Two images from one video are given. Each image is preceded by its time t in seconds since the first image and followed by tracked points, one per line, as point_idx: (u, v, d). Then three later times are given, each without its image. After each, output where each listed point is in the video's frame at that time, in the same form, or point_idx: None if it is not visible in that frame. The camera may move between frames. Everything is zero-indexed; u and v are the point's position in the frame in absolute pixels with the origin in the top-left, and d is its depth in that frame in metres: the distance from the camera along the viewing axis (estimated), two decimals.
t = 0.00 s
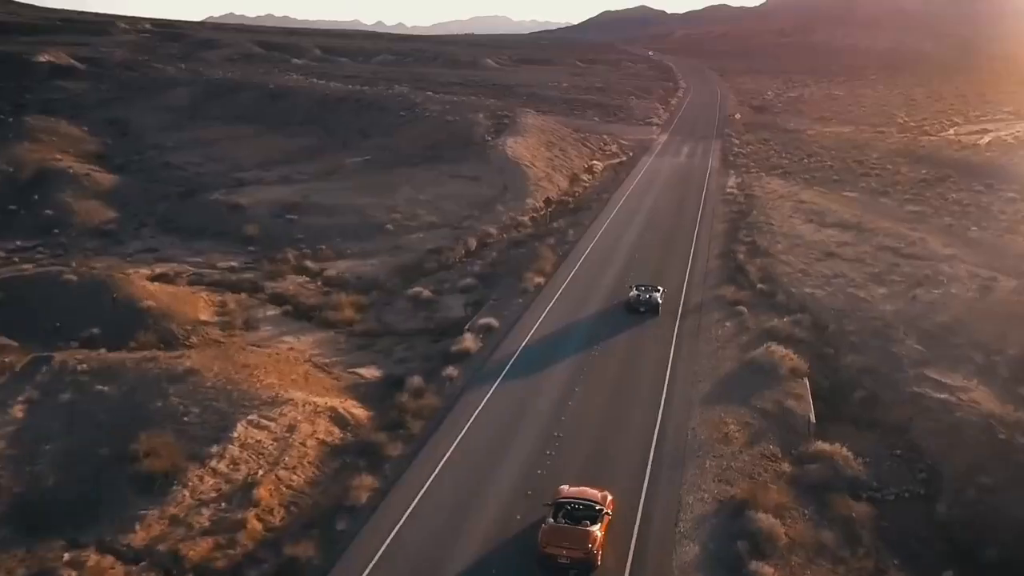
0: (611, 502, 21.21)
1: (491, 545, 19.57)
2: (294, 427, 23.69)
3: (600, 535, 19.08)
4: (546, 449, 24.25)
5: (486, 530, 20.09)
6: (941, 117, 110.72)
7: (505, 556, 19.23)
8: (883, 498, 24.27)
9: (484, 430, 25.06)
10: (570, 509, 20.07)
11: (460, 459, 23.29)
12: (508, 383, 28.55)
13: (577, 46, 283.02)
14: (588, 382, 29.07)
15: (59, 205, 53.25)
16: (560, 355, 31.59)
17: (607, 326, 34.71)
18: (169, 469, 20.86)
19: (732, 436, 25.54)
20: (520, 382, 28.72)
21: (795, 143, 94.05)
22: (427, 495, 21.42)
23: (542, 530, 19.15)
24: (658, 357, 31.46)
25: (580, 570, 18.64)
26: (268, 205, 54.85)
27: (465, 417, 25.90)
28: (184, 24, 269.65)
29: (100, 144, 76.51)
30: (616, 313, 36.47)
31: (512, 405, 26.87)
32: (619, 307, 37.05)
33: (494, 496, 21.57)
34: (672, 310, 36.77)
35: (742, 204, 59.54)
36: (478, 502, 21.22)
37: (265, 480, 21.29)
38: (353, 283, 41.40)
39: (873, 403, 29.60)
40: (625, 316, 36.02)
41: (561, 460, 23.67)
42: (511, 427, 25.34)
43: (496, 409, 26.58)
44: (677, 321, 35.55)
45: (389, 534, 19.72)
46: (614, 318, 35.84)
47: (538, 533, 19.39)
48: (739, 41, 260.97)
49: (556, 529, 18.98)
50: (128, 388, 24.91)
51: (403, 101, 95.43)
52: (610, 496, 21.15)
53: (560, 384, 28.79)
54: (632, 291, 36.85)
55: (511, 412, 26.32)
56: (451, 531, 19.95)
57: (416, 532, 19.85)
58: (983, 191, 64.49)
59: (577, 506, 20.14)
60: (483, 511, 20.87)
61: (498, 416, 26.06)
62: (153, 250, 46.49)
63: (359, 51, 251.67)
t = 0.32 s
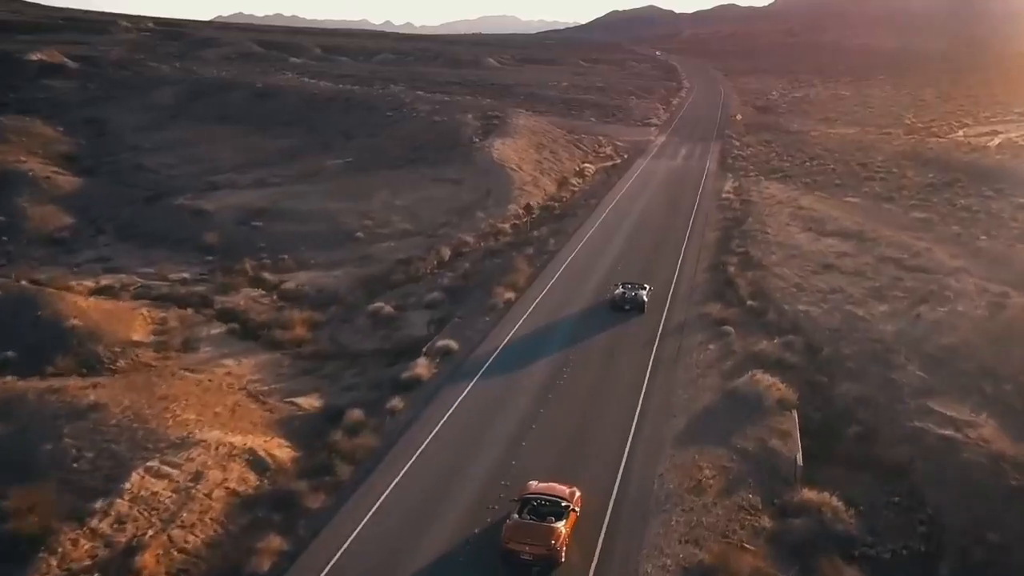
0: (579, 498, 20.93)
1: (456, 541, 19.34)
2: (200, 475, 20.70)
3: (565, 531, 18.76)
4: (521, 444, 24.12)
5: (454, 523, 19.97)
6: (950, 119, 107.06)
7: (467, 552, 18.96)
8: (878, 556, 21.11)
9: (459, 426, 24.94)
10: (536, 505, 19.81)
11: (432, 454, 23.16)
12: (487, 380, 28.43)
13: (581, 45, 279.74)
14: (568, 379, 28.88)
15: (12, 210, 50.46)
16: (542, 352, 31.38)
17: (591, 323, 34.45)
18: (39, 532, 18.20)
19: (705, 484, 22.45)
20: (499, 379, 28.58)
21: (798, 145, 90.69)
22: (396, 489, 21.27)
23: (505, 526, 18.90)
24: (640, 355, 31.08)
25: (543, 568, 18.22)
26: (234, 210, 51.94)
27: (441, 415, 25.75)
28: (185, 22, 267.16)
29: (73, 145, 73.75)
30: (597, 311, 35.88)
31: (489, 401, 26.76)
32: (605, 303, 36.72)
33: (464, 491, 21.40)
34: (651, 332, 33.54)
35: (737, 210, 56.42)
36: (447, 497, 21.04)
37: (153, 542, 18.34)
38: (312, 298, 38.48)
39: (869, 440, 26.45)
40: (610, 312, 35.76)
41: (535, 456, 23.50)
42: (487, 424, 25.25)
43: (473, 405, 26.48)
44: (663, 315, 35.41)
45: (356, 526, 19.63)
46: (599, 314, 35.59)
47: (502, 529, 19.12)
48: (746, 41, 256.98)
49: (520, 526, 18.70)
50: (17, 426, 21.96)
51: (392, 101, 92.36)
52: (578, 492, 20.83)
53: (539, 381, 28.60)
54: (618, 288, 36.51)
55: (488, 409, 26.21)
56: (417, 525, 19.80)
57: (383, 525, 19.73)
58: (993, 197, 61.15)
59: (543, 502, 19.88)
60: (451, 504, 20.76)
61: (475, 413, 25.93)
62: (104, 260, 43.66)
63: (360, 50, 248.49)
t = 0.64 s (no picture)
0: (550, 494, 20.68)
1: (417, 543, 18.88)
2: (75, 537, 17.83)
3: (532, 527, 18.59)
4: (496, 441, 23.77)
5: (419, 520, 19.68)
6: (965, 120, 103.26)
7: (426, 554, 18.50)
8: None
9: (434, 424, 24.57)
10: (505, 501, 19.66)
11: (402, 453, 22.80)
12: (466, 378, 28.02)
13: (590, 45, 276.29)
14: (550, 377, 28.43)
15: None
16: (526, 350, 30.93)
17: (578, 321, 33.86)
18: None
19: (672, 545, 19.41)
20: (478, 376, 28.20)
21: (806, 147, 87.22)
22: (362, 488, 20.92)
23: (473, 521, 18.74)
24: (623, 358, 30.15)
25: (509, 563, 18.04)
26: (200, 216, 49.16)
27: (415, 413, 25.34)
28: (192, 20, 265.41)
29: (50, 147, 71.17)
30: (584, 314, 34.71)
31: (466, 399, 26.36)
32: (594, 302, 36.10)
33: (431, 489, 21.05)
34: (627, 355, 30.35)
35: (736, 217, 53.18)
36: (413, 497, 20.66)
37: None
38: (266, 314, 35.61)
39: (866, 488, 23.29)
40: (599, 310, 35.18)
41: (507, 455, 23.07)
42: (462, 422, 24.88)
43: (449, 403, 26.10)
44: (652, 313, 34.88)
45: (319, 524, 19.33)
46: (587, 312, 35.10)
47: (469, 523, 18.99)
48: (758, 41, 252.62)
49: (487, 521, 18.54)
50: None
51: (384, 102, 89.33)
52: (548, 489, 20.63)
53: (520, 379, 28.17)
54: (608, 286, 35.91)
55: (464, 407, 25.80)
56: (380, 524, 19.48)
57: (347, 523, 19.42)
58: (1009, 204, 57.68)
59: (512, 497, 19.71)
60: (416, 502, 20.43)
61: (451, 411, 25.54)
62: (53, 270, 40.94)
63: (366, 50, 245.70)
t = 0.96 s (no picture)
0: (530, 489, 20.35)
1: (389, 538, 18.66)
2: None
3: (507, 522, 18.30)
4: (480, 435, 23.57)
5: (395, 517, 19.44)
6: (985, 121, 99.62)
7: (397, 551, 18.18)
8: None
9: (420, 419, 24.41)
10: (481, 496, 19.30)
11: (384, 449, 22.53)
12: (454, 373, 27.80)
13: (603, 45, 273.06)
14: (540, 372, 28.18)
15: None
16: (518, 345, 30.58)
17: (571, 318, 33.49)
18: None
19: None
20: (468, 371, 27.98)
21: (817, 149, 84.12)
22: (341, 484, 20.74)
23: (447, 517, 18.50)
24: (615, 354, 29.71)
25: (482, 559, 17.91)
26: (172, 220, 46.87)
27: (402, 408, 25.19)
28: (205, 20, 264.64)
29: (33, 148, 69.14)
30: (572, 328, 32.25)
31: (454, 394, 26.17)
32: (590, 299, 35.67)
33: (411, 484, 20.88)
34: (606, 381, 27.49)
35: (738, 223, 50.31)
36: (391, 492, 20.46)
37: None
38: (224, 328, 33.19)
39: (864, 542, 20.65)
40: (596, 307, 34.83)
41: (491, 450, 22.85)
42: (448, 416, 24.69)
43: (436, 398, 25.93)
44: (648, 311, 34.48)
45: (295, 518, 19.19)
46: (582, 309, 34.81)
47: (444, 518, 18.75)
48: (775, 41, 248.43)
49: (462, 517, 18.29)
50: None
51: (382, 101, 86.71)
52: (529, 484, 20.31)
53: (510, 373, 27.93)
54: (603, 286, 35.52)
55: (451, 402, 25.62)
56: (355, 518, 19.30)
57: (323, 517, 19.27)
58: None
59: (489, 492, 19.37)
60: (394, 496, 20.29)
61: (438, 406, 25.34)
62: (8, 277, 38.76)
63: (377, 49, 243.54)
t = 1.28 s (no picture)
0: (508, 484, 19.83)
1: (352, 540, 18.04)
2: None
3: (482, 515, 17.95)
4: (460, 434, 22.86)
5: (364, 515, 18.94)
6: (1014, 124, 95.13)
7: (361, 553, 17.60)
8: None
9: (399, 416, 23.73)
10: (457, 490, 18.97)
11: (344, 463, 21.05)
12: (440, 368, 27.05)
13: (622, 45, 269.07)
14: (529, 367, 27.41)
15: None
16: (511, 339, 29.97)
17: (565, 315, 32.63)
18: None
19: None
20: (455, 366, 27.24)
21: (836, 150, 80.34)
22: (312, 481, 20.20)
23: (421, 509, 18.18)
24: (610, 350, 29.02)
25: (454, 554, 17.47)
26: (138, 223, 44.16)
27: (382, 404, 24.54)
28: (223, 19, 263.55)
29: (16, 148, 66.74)
30: (551, 348, 29.08)
31: (437, 390, 25.45)
32: (589, 296, 34.85)
33: (383, 483, 20.28)
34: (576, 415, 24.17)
35: (744, 230, 46.89)
36: (362, 491, 19.86)
37: None
38: (167, 345, 30.38)
39: None
40: (594, 304, 34.04)
41: (470, 449, 22.11)
42: (429, 414, 23.97)
43: (419, 394, 25.25)
44: (647, 307, 33.69)
45: (260, 515, 18.70)
46: (577, 306, 33.96)
47: (418, 511, 18.46)
48: (798, 40, 243.14)
49: (434, 511, 17.92)
50: None
51: (382, 100, 83.72)
52: (507, 479, 19.80)
53: (498, 369, 27.18)
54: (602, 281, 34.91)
55: (434, 398, 24.91)
56: (322, 517, 18.75)
57: (289, 515, 18.76)
58: None
59: (465, 487, 19.00)
60: (364, 495, 19.70)
61: (420, 402, 24.64)
62: None
63: (394, 47, 240.95)
